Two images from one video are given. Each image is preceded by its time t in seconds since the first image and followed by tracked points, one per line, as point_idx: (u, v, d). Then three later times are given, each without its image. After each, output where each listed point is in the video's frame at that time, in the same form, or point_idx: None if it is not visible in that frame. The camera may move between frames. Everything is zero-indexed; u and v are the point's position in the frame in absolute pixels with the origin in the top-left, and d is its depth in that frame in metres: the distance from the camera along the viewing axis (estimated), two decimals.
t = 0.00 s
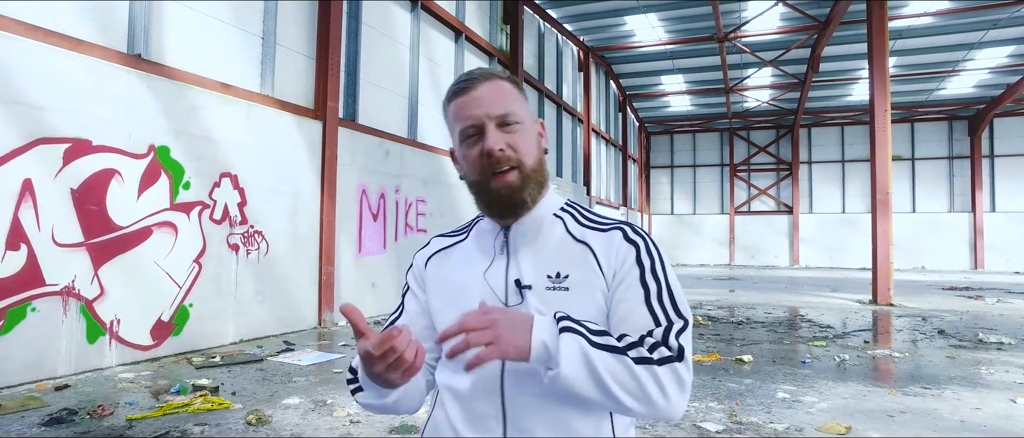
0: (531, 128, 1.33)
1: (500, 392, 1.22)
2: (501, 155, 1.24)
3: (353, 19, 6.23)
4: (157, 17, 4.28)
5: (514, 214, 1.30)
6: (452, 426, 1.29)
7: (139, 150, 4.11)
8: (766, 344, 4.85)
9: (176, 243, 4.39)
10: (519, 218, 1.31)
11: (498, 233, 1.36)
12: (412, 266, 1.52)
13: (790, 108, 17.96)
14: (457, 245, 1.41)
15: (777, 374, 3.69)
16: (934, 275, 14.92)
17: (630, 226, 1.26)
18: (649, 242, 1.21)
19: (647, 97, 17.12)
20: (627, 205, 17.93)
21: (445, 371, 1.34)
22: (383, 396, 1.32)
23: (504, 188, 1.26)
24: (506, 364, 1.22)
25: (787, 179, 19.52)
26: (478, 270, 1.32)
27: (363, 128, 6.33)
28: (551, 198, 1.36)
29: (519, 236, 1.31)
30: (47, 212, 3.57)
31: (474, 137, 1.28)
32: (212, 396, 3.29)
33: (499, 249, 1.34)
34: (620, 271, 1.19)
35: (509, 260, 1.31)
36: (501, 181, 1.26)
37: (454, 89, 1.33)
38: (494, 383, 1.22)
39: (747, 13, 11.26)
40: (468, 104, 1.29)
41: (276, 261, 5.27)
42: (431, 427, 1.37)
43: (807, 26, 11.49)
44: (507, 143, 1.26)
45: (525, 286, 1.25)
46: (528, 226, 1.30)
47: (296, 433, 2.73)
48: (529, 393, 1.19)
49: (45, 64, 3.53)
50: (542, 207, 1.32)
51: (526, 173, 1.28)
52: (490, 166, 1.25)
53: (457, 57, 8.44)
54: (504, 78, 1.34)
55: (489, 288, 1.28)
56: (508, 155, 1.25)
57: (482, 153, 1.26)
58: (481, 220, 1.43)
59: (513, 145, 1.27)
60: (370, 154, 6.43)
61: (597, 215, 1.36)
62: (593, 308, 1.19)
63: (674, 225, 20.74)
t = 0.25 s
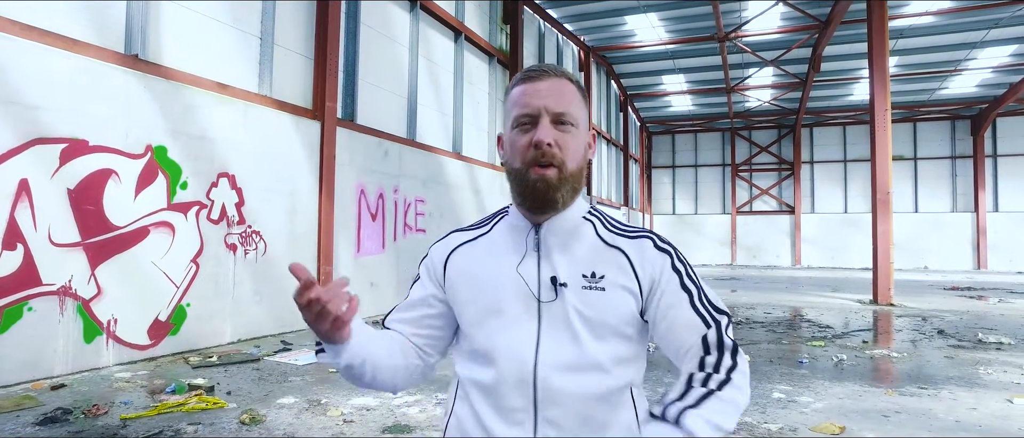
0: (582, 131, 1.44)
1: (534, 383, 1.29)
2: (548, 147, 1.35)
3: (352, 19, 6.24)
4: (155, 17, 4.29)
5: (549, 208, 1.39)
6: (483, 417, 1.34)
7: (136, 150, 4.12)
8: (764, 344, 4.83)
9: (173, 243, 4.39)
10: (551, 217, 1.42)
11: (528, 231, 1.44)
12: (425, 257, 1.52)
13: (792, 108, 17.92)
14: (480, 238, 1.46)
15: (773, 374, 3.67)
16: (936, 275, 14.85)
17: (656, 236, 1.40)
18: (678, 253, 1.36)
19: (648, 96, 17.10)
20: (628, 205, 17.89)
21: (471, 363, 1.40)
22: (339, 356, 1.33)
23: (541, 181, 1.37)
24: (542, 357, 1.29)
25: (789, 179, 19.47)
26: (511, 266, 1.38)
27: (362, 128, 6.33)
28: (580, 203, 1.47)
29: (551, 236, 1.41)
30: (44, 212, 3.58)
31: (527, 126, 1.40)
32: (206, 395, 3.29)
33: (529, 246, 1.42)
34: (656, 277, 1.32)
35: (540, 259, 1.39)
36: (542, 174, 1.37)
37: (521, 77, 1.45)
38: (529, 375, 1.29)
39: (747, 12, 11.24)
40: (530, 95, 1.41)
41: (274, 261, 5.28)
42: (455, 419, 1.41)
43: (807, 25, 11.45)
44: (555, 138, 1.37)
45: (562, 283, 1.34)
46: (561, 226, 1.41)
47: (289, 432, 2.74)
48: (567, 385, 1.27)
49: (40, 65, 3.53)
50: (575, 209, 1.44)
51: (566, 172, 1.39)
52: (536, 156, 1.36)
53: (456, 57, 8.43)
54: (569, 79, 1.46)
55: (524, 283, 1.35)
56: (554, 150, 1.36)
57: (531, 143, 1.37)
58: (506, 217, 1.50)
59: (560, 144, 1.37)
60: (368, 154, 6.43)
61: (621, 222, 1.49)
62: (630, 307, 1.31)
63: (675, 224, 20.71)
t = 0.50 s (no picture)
0: (588, 129, 1.43)
1: (528, 382, 1.27)
2: (558, 143, 1.34)
3: (351, 19, 6.25)
4: (152, 18, 4.31)
5: (553, 206, 1.37)
6: (473, 414, 1.32)
7: (134, 150, 4.13)
8: (762, 344, 4.82)
9: (171, 243, 4.41)
10: (554, 216, 1.41)
11: (532, 228, 1.43)
12: (424, 243, 1.46)
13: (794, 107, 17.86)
14: (483, 231, 1.42)
15: (770, 374, 3.65)
16: (939, 275, 14.75)
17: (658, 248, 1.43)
18: (679, 268, 1.40)
19: (650, 96, 17.07)
20: (630, 205, 17.85)
21: (463, 358, 1.36)
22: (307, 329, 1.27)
23: (548, 176, 1.35)
24: (539, 357, 1.28)
25: (792, 179, 19.40)
26: (514, 264, 1.36)
27: (361, 128, 6.34)
28: (584, 204, 1.46)
29: (553, 236, 1.40)
30: (41, 212, 3.59)
31: (536, 121, 1.39)
32: (202, 395, 3.30)
33: (531, 245, 1.40)
34: (659, 290, 1.35)
35: (543, 259, 1.38)
36: (549, 169, 1.35)
37: (529, 75, 1.44)
38: (525, 374, 1.27)
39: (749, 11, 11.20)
40: (539, 91, 1.39)
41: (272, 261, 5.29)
42: (444, 413, 1.38)
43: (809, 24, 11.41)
44: (564, 134, 1.36)
45: (564, 286, 1.33)
46: (564, 227, 1.40)
47: (283, 432, 2.74)
48: (562, 385, 1.27)
49: (38, 66, 3.55)
50: (578, 211, 1.42)
51: (574, 168, 1.37)
52: (546, 151, 1.34)
53: (456, 57, 8.44)
54: (577, 79, 1.45)
55: (526, 283, 1.34)
56: (563, 145, 1.35)
57: (540, 138, 1.35)
58: (509, 212, 1.47)
59: (569, 138, 1.36)
60: (368, 154, 6.43)
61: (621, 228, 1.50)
62: (632, 314, 1.33)
63: (677, 224, 20.68)
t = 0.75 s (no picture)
0: (583, 154, 1.44)
1: (506, 385, 1.31)
2: (552, 166, 1.35)
3: (350, 20, 6.26)
4: (151, 20, 4.32)
5: (537, 221, 1.39)
6: (451, 416, 1.33)
7: (132, 152, 4.14)
8: (761, 346, 4.80)
9: (169, 244, 4.42)
10: (533, 227, 1.44)
11: (510, 237, 1.44)
12: (400, 243, 1.43)
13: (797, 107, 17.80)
14: (463, 236, 1.41)
15: (767, 376, 3.64)
16: (943, 276, 14.66)
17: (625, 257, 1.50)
18: (644, 278, 1.49)
19: (653, 96, 17.03)
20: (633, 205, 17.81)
21: (440, 361, 1.37)
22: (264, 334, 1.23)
23: (537, 195, 1.36)
24: (517, 362, 1.32)
25: (795, 179, 19.33)
26: (492, 272, 1.37)
27: (360, 129, 6.34)
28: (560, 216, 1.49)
29: (529, 246, 1.43)
30: (39, 214, 3.61)
31: (534, 138, 1.38)
32: (198, 396, 3.31)
33: (509, 254, 1.42)
34: (627, 300, 1.43)
35: (519, 268, 1.41)
36: (540, 188, 1.36)
37: (534, 89, 1.43)
38: (504, 379, 1.31)
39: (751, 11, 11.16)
40: (542, 109, 1.39)
41: (271, 261, 5.29)
42: (418, 413, 1.38)
43: (812, 24, 11.36)
44: (559, 158, 1.37)
45: (540, 297, 1.37)
46: (541, 237, 1.43)
47: (276, 434, 2.74)
48: (537, 389, 1.32)
49: (36, 68, 3.56)
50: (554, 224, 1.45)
51: (564, 190, 1.39)
52: (539, 171, 1.35)
53: (456, 58, 8.44)
54: (580, 103, 1.46)
55: (503, 292, 1.36)
56: (556, 168, 1.36)
57: (534, 158, 1.36)
58: (487, 218, 1.47)
59: (562, 163, 1.37)
60: (367, 155, 6.44)
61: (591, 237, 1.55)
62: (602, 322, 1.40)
63: (680, 224, 20.63)
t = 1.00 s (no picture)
0: (529, 155, 1.44)
1: (470, 382, 1.31)
2: (502, 166, 1.35)
3: (350, 21, 6.26)
4: (150, 22, 4.34)
5: (493, 221, 1.40)
6: (415, 414, 1.33)
7: (132, 153, 4.15)
8: (761, 346, 4.79)
9: (169, 245, 4.43)
10: (491, 230, 1.44)
11: (471, 241, 1.44)
12: (369, 251, 1.46)
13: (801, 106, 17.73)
14: (426, 241, 1.43)
15: (767, 377, 3.62)
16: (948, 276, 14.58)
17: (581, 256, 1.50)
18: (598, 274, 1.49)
19: (655, 96, 17.00)
20: (635, 205, 17.77)
21: (404, 361, 1.36)
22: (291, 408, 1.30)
23: (491, 195, 1.36)
24: (480, 360, 1.32)
25: (798, 178, 19.27)
26: (455, 274, 1.38)
27: (361, 130, 6.34)
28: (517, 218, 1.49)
29: (490, 247, 1.43)
30: (38, 215, 3.62)
31: (482, 143, 1.37)
32: (196, 397, 3.31)
33: (472, 256, 1.42)
34: (582, 297, 1.44)
35: (481, 269, 1.41)
36: (492, 189, 1.36)
37: (476, 99, 1.43)
38: (468, 376, 1.31)
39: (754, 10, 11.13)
40: (487, 114, 1.39)
41: (271, 262, 5.30)
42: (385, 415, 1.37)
43: (814, 23, 11.31)
44: (507, 159, 1.36)
45: (501, 296, 1.37)
46: (500, 239, 1.43)
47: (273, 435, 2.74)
48: (501, 386, 1.32)
49: (36, 70, 3.58)
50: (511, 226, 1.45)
51: (514, 191, 1.39)
52: (488, 172, 1.35)
53: (457, 58, 8.44)
54: (520, 107, 1.46)
55: (466, 292, 1.36)
56: (506, 168, 1.35)
57: (486, 161, 1.35)
58: (448, 223, 1.47)
59: (513, 162, 1.37)
60: (367, 156, 6.44)
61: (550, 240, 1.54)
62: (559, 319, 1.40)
63: (682, 225, 20.60)
